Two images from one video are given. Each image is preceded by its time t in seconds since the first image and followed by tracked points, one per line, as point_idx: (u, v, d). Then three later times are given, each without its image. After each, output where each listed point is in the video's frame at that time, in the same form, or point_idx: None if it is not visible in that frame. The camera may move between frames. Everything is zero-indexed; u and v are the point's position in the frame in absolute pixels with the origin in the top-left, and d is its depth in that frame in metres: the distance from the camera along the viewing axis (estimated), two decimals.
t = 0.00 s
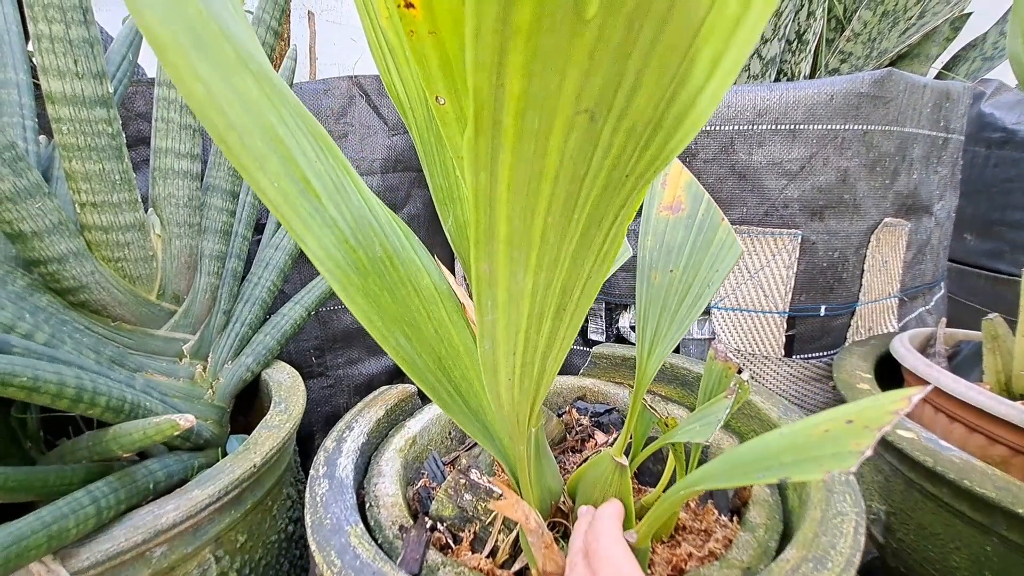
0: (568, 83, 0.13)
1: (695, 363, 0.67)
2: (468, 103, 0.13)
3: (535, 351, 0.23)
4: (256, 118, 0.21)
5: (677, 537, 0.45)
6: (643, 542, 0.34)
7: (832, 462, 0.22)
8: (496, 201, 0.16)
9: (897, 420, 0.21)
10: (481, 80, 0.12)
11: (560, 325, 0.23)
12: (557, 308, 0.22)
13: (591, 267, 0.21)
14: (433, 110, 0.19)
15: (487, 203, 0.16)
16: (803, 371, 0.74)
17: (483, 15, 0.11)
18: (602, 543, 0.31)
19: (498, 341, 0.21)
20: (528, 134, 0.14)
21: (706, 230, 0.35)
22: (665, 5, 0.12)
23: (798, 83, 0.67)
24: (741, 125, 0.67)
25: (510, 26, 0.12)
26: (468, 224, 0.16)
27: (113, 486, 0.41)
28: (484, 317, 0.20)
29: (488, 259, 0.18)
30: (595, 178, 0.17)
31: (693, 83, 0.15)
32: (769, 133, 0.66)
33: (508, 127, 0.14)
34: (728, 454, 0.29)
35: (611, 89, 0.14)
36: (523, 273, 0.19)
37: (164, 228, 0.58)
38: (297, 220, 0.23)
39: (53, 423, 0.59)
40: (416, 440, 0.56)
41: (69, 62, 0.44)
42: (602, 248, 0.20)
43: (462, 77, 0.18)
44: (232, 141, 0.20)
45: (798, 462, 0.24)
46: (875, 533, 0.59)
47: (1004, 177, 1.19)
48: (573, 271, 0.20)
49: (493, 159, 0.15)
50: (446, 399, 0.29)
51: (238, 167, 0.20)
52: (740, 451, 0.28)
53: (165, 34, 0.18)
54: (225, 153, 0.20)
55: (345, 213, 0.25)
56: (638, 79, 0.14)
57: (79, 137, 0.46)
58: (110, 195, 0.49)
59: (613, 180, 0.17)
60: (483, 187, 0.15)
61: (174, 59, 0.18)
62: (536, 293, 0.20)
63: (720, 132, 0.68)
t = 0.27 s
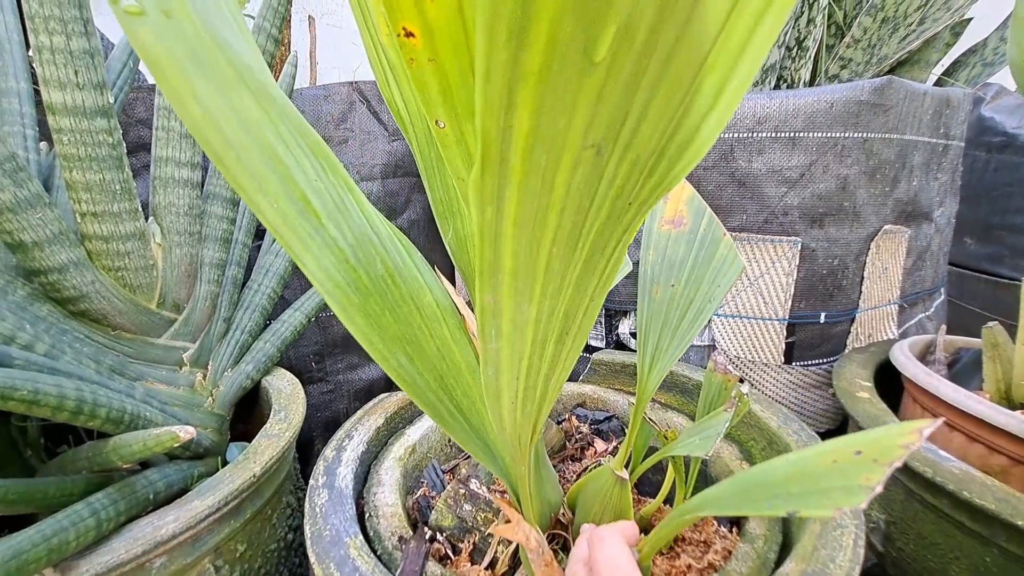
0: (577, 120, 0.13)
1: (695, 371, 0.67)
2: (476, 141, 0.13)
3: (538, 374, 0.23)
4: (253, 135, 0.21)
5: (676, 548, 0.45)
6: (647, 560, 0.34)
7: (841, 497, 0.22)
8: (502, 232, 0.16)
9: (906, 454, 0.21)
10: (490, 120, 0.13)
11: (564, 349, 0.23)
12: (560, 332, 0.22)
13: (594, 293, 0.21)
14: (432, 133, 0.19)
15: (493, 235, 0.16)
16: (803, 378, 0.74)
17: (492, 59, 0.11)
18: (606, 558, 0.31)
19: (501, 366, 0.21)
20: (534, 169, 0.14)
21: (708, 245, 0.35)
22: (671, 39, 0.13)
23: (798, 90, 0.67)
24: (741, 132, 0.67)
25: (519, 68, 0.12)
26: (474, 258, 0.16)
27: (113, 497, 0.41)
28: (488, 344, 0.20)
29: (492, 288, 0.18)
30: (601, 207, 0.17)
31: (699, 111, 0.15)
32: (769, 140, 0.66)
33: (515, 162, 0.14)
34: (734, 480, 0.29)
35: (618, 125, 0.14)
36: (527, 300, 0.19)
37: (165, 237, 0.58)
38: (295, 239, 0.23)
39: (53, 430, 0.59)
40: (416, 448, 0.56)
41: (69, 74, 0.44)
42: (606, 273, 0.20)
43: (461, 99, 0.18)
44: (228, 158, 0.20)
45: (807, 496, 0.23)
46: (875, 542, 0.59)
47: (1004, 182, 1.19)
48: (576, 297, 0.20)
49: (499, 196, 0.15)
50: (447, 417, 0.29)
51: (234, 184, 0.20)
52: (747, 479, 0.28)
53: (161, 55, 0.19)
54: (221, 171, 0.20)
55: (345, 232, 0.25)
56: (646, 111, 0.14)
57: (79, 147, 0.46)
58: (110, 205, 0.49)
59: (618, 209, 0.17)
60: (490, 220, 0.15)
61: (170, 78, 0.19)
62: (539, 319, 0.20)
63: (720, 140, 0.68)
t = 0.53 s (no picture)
0: (601, 143, 0.14)
1: (697, 374, 0.67)
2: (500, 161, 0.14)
3: (551, 386, 0.24)
4: (275, 137, 0.22)
5: (679, 552, 0.46)
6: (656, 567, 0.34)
7: (860, 515, 0.22)
8: (522, 247, 0.16)
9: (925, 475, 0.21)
10: (515, 141, 0.13)
11: (577, 361, 0.23)
12: (574, 346, 0.22)
13: (608, 308, 0.21)
14: (438, 147, 0.20)
15: (512, 250, 0.16)
16: (804, 381, 0.74)
17: (521, 83, 0.12)
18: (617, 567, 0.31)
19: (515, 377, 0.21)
20: (556, 189, 0.15)
21: (712, 253, 0.35)
22: (696, 69, 0.13)
23: (798, 94, 0.67)
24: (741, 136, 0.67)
25: (545, 93, 0.13)
26: (494, 271, 0.16)
27: (116, 502, 0.41)
28: (502, 356, 0.20)
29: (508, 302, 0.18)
30: (622, 226, 0.17)
31: (721, 136, 0.16)
32: (769, 144, 0.66)
33: (537, 182, 0.15)
34: (745, 493, 0.29)
35: (638, 149, 0.15)
36: (544, 314, 0.19)
37: (167, 241, 0.58)
38: (314, 242, 0.23)
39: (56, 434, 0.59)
40: (418, 452, 0.56)
41: (72, 79, 0.45)
42: (621, 290, 0.21)
43: (472, 121, 0.19)
44: (249, 159, 0.21)
45: (823, 512, 0.23)
46: (876, 545, 0.60)
47: (1004, 184, 1.19)
48: (591, 312, 0.21)
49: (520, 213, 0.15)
50: (460, 423, 0.29)
51: (253, 183, 0.21)
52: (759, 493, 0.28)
53: (187, 56, 0.19)
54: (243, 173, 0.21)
55: (362, 235, 0.25)
56: (669, 134, 0.15)
57: (83, 152, 0.46)
58: (113, 209, 0.49)
59: (638, 228, 0.18)
60: (510, 236, 0.16)
61: (194, 80, 0.19)
62: (555, 332, 0.20)
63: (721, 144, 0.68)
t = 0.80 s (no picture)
0: (676, 146, 0.14)
1: (699, 377, 0.67)
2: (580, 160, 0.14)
3: (582, 388, 0.24)
4: (310, 131, 0.21)
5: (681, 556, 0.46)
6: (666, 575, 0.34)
7: (880, 526, 0.22)
8: (583, 248, 0.17)
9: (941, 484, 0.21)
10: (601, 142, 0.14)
11: (613, 366, 0.23)
12: (614, 349, 0.22)
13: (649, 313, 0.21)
14: (454, 159, 0.20)
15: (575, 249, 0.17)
16: (806, 384, 0.74)
17: (622, 82, 0.12)
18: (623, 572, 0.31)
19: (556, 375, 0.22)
20: (628, 190, 0.15)
21: (714, 258, 0.35)
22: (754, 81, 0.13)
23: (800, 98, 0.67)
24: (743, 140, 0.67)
25: (647, 91, 0.13)
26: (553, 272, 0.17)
27: (121, 507, 0.41)
28: (547, 354, 0.21)
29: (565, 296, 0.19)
30: (674, 232, 0.17)
31: (781, 132, 0.15)
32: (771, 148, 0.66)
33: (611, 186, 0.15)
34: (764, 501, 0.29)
35: (705, 154, 0.15)
36: (593, 314, 0.20)
37: (171, 245, 0.58)
38: (342, 240, 0.23)
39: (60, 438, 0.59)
40: (421, 455, 0.57)
41: (77, 85, 0.45)
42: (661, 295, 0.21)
43: (489, 134, 0.18)
44: (282, 154, 0.20)
45: (842, 523, 0.23)
46: (878, 548, 0.60)
47: (1005, 186, 1.19)
48: (636, 316, 0.21)
49: (586, 214, 0.16)
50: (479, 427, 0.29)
51: (287, 179, 0.21)
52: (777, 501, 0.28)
53: (224, 44, 0.19)
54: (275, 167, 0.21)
55: (391, 233, 0.25)
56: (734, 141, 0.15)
57: (88, 157, 0.47)
58: (117, 214, 0.50)
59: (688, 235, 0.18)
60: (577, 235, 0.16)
61: (230, 70, 0.19)
62: (601, 332, 0.21)
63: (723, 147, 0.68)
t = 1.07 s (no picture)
0: (655, 162, 0.15)
1: (697, 378, 0.67)
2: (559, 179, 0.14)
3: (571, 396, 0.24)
4: (296, 143, 0.22)
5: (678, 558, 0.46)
6: None
7: (866, 538, 0.21)
8: (565, 263, 0.17)
9: (927, 496, 0.21)
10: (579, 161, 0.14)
11: (599, 372, 0.24)
12: (599, 356, 0.22)
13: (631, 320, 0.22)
14: (444, 167, 0.20)
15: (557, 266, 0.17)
16: (804, 386, 0.75)
17: (599, 105, 0.12)
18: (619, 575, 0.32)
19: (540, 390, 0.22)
20: (607, 206, 0.15)
21: (709, 261, 0.35)
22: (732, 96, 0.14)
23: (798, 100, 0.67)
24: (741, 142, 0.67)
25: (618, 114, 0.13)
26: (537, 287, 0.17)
27: (121, 508, 0.41)
28: (533, 367, 0.21)
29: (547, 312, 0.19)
30: (656, 244, 0.18)
31: (755, 148, 0.16)
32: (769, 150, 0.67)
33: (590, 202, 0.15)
34: (758, 510, 0.29)
35: (683, 167, 0.15)
36: (576, 327, 0.20)
37: (171, 247, 0.59)
38: (332, 249, 0.23)
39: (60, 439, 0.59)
40: (420, 457, 0.57)
41: (78, 88, 0.45)
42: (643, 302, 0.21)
43: (477, 141, 0.19)
44: (270, 165, 0.21)
45: (830, 534, 0.23)
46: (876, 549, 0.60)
47: (1004, 187, 1.19)
48: (618, 324, 0.21)
49: (569, 229, 0.16)
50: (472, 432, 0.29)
51: (275, 190, 0.21)
52: (770, 510, 0.28)
53: (210, 61, 0.19)
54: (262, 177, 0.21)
55: (381, 241, 0.25)
56: (713, 154, 0.16)
57: (88, 160, 0.47)
58: (118, 217, 0.50)
59: (670, 243, 0.18)
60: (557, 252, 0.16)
61: (219, 87, 0.20)
62: (583, 344, 0.21)
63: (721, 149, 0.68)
